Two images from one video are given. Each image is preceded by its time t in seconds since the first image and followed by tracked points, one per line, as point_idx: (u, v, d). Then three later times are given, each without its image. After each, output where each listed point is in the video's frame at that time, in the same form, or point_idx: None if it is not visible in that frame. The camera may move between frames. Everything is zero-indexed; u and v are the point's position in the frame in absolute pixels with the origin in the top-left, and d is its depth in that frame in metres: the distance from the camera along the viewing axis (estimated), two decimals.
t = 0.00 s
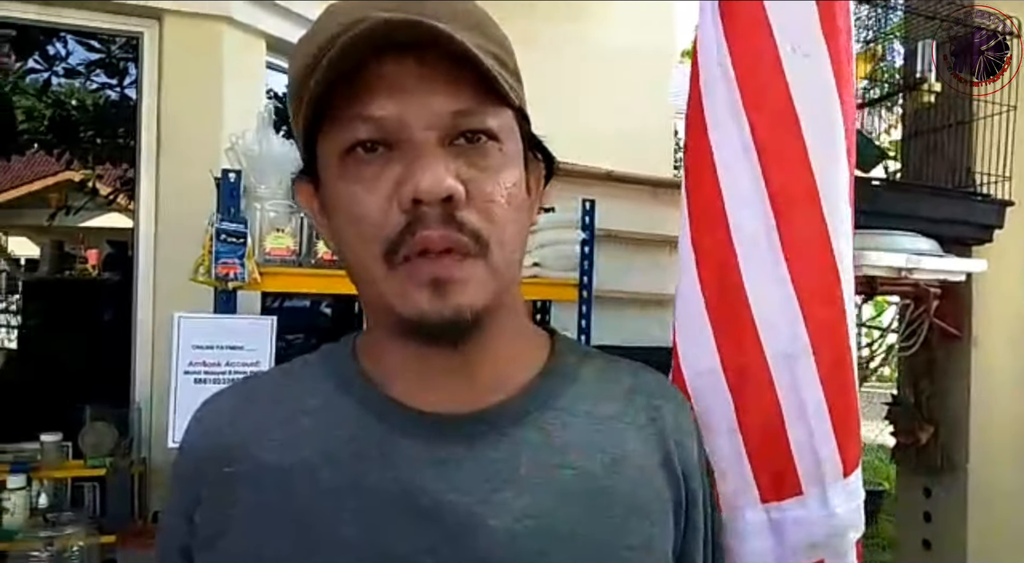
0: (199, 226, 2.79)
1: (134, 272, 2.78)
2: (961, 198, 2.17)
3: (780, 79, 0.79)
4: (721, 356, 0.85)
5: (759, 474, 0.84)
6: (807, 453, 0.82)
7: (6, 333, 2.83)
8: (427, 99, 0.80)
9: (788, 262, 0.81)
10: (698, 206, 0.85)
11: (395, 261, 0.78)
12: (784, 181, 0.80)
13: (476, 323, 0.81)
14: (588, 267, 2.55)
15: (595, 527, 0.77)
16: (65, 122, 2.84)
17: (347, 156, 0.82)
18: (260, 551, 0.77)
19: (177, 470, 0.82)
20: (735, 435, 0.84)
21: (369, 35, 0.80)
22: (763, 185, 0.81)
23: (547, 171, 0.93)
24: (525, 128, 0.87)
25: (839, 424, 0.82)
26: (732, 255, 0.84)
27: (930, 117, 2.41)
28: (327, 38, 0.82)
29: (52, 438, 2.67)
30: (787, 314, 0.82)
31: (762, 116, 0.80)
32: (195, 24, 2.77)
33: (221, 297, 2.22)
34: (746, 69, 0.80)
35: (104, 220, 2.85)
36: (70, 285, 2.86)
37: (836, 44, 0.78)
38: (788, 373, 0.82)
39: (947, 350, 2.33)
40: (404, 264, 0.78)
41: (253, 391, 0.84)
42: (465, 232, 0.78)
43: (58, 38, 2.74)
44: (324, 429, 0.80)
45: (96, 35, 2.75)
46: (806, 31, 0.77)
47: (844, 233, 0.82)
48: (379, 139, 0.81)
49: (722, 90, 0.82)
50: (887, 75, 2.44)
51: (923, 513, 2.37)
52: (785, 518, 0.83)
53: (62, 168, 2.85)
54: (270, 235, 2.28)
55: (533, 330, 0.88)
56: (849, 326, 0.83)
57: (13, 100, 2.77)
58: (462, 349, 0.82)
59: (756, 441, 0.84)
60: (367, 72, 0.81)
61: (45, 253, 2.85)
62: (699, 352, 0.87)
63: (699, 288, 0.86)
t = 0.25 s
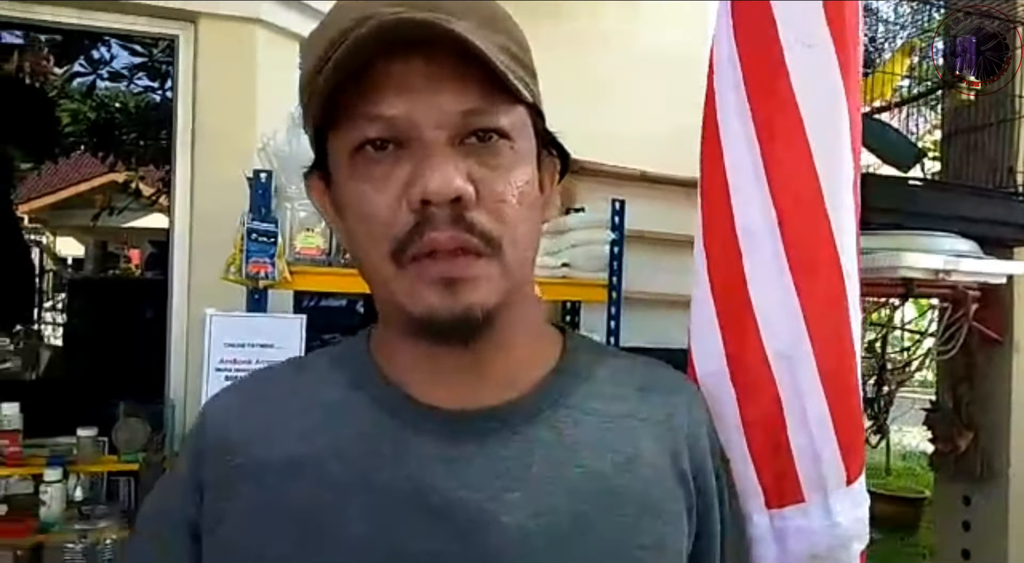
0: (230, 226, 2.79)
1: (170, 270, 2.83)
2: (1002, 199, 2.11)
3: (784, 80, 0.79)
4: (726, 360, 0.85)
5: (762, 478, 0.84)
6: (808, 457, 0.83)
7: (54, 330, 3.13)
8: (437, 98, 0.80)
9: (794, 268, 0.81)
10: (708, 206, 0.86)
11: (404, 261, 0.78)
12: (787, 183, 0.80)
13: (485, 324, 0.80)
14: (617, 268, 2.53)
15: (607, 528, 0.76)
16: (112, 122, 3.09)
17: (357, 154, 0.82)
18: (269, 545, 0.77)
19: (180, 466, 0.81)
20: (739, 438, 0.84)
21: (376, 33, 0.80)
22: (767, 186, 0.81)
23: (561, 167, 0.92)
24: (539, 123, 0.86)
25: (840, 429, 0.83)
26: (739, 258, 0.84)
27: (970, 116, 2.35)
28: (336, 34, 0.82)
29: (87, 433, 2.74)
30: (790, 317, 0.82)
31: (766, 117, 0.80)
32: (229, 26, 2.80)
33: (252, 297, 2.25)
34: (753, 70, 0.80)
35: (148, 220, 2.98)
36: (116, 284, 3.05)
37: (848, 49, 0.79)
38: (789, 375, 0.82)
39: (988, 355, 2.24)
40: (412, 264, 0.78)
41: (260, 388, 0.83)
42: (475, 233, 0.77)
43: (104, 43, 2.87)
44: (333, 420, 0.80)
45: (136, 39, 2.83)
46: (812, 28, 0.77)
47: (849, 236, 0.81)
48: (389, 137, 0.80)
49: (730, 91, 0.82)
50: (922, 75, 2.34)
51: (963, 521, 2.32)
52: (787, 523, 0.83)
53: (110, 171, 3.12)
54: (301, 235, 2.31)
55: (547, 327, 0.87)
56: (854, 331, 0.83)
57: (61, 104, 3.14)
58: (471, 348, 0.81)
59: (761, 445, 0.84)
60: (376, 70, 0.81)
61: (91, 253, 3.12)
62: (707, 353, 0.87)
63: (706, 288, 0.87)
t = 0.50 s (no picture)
0: (245, 224, 2.80)
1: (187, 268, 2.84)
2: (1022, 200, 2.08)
3: (787, 71, 0.75)
4: (734, 358, 0.82)
5: (767, 482, 0.81)
6: (810, 467, 0.79)
7: (75, 327, 3.23)
8: (470, 94, 0.80)
9: (796, 264, 0.77)
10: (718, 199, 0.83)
11: (428, 253, 0.78)
12: (790, 179, 0.76)
13: (504, 320, 0.81)
14: (633, 267, 2.49)
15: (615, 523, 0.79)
16: (134, 123, 3.19)
17: (386, 145, 0.82)
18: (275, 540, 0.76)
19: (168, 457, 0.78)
20: (747, 440, 0.82)
21: (416, 26, 0.80)
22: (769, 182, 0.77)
23: (584, 167, 0.94)
24: (565, 125, 0.88)
25: (844, 440, 0.78)
26: (746, 251, 0.80)
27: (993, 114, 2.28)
28: (373, 26, 0.82)
29: (102, 430, 2.73)
30: (793, 320, 0.78)
31: (770, 110, 0.76)
32: (248, 26, 2.81)
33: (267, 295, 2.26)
34: (760, 59, 0.76)
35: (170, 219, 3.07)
36: (137, 282, 3.15)
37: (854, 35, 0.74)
38: (792, 381, 0.79)
39: (1010, 359, 2.17)
40: (437, 257, 0.78)
41: (256, 381, 0.81)
42: (501, 230, 0.78)
43: (126, 43, 2.89)
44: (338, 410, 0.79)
45: (157, 39, 2.83)
46: (816, 19, 0.74)
47: (854, 237, 0.77)
48: (420, 130, 0.80)
49: (740, 81, 0.78)
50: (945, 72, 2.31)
51: (982, 527, 2.28)
52: (789, 531, 0.81)
53: (132, 170, 3.29)
54: (314, 233, 2.30)
55: (547, 329, 0.90)
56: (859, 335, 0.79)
57: (85, 104, 3.22)
58: (487, 343, 0.83)
59: (766, 450, 0.81)
60: (412, 63, 0.81)
61: (113, 251, 3.40)
62: (719, 352, 0.84)
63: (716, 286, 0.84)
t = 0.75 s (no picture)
0: (234, 225, 2.78)
1: (176, 269, 2.81)
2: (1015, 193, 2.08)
3: (789, 60, 0.74)
4: (739, 355, 0.81)
5: (771, 481, 0.80)
6: (816, 465, 0.78)
7: (65, 328, 3.18)
8: (459, 91, 0.79)
9: (798, 259, 0.76)
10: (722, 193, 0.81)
11: (417, 250, 0.77)
12: (794, 171, 0.75)
13: (492, 318, 0.81)
14: (625, 264, 2.51)
15: (610, 523, 0.78)
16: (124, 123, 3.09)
17: (373, 144, 0.80)
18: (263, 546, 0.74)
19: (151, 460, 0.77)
20: (752, 437, 0.81)
21: (401, 24, 0.79)
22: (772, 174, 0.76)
23: (565, 166, 0.93)
24: (552, 124, 0.86)
25: (851, 437, 0.77)
26: (750, 245, 0.79)
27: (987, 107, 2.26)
28: (359, 22, 0.81)
29: (92, 432, 2.72)
30: (797, 315, 0.77)
31: (773, 100, 0.75)
32: (235, 24, 2.78)
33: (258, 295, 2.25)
34: (762, 50, 0.75)
35: (159, 219, 2.99)
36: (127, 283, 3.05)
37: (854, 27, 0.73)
38: (797, 376, 0.77)
39: (1004, 354, 2.18)
40: (427, 256, 0.77)
41: (242, 382, 0.80)
42: (491, 227, 0.77)
43: (114, 42, 2.85)
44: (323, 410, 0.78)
45: (145, 39, 2.81)
46: (818, 8, 0.73)
47: (860, 229, 0.76)
48: (407, 127, 0.79)
49: (742, 71, 0.77)
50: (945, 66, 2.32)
51: (977, 521, 2.27)
52: (795, 530, 0.80)
53: (121, 170, 3.15)
54: (305, 232, 2.28)
55: (535, 328, 0.89)
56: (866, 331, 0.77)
57: (73, 103, 3.16)
58: (475, 342, 0.82)
59: (770, 448, 0.80)
60: (397, 61, 0.80)
61: (102, 251, 3.16)
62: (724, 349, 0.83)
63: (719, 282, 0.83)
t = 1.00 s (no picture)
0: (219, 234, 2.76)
1: (160, 281, 2.79)
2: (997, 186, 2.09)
3: (790, 59, 0.74)
4: (739, 361, 0.79)
5: (777, 489, 0.79)
6: (826, 467, 0.77)
7: (45, 342, 3.12)
8: (435, 94, 0.77)
9: (804, 260, 0.75)
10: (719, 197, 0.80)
11: (398, 261, 0.75)
12: (797, 171, 0.74)
13: (475, 329, 0.78)
14: (612, 265, 2.51)
15: (606, 537, 0.76)
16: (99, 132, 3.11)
17: (348, 153, 0.78)
18: None
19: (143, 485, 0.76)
20: (753, 445, 0.80)
21: (370, 30, 0.77)
22: (775, 176, 0.75)
23: (552, 172, 0.90)
24: (530, 127, 0.84)
25: (861, 436, 0.77)
26: (751, 248, 0.78)
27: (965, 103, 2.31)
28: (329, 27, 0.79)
29: (78, 449, 2.68)
30: (803, 316, 0.76)
31: (773, 100, 0.74)
32: (211, 32, 2.75)
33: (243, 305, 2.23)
34: (760, 51, 0.75)
35: (139, 228, 2.98)
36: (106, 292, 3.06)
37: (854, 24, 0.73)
38: (803, 379, 0.76)
39: (990, 346, 2.20)
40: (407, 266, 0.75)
41: (235, 400, 0.79)
42: (473, 234, 0.75)
43: (88, 51, 2.84)
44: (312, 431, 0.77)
45: (120, 47, 2.80)
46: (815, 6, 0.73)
47: (864, 227, 0.75)
48: (382, 135, 0.77)
49: (738, 72, 0.76)
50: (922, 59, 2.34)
51: (965, 512, 2.30)
52: (804, 537, 0.79)
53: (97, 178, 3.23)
54: (291, 241, 2.26)
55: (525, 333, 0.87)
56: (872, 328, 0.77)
57: (48, 114, 3.18)
58: (458, 356, 0.80)
59: (775, 454, 0.78)
60: (373, 66, 0.78)
61: (79, 262, 3.20)
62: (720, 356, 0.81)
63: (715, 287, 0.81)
